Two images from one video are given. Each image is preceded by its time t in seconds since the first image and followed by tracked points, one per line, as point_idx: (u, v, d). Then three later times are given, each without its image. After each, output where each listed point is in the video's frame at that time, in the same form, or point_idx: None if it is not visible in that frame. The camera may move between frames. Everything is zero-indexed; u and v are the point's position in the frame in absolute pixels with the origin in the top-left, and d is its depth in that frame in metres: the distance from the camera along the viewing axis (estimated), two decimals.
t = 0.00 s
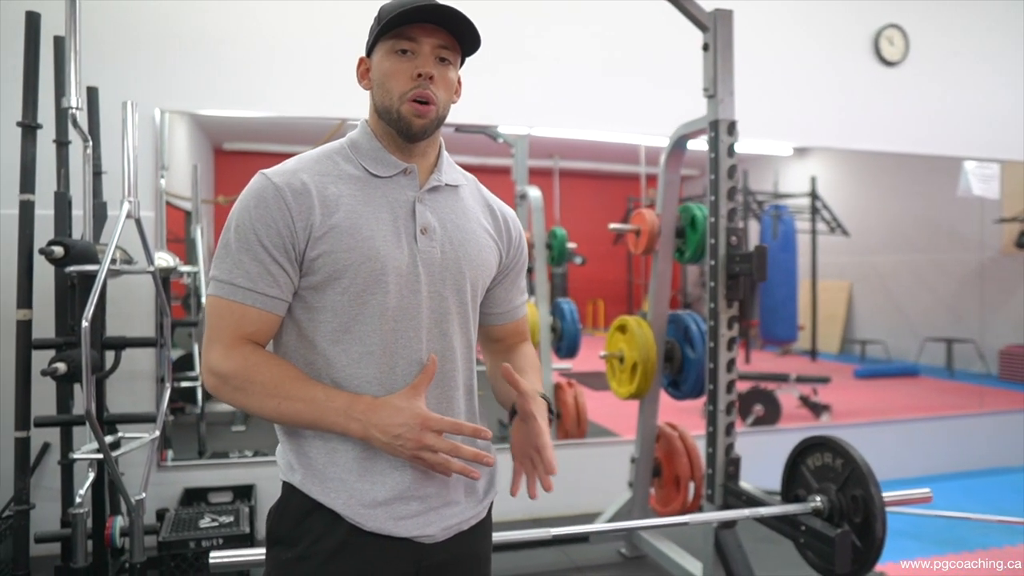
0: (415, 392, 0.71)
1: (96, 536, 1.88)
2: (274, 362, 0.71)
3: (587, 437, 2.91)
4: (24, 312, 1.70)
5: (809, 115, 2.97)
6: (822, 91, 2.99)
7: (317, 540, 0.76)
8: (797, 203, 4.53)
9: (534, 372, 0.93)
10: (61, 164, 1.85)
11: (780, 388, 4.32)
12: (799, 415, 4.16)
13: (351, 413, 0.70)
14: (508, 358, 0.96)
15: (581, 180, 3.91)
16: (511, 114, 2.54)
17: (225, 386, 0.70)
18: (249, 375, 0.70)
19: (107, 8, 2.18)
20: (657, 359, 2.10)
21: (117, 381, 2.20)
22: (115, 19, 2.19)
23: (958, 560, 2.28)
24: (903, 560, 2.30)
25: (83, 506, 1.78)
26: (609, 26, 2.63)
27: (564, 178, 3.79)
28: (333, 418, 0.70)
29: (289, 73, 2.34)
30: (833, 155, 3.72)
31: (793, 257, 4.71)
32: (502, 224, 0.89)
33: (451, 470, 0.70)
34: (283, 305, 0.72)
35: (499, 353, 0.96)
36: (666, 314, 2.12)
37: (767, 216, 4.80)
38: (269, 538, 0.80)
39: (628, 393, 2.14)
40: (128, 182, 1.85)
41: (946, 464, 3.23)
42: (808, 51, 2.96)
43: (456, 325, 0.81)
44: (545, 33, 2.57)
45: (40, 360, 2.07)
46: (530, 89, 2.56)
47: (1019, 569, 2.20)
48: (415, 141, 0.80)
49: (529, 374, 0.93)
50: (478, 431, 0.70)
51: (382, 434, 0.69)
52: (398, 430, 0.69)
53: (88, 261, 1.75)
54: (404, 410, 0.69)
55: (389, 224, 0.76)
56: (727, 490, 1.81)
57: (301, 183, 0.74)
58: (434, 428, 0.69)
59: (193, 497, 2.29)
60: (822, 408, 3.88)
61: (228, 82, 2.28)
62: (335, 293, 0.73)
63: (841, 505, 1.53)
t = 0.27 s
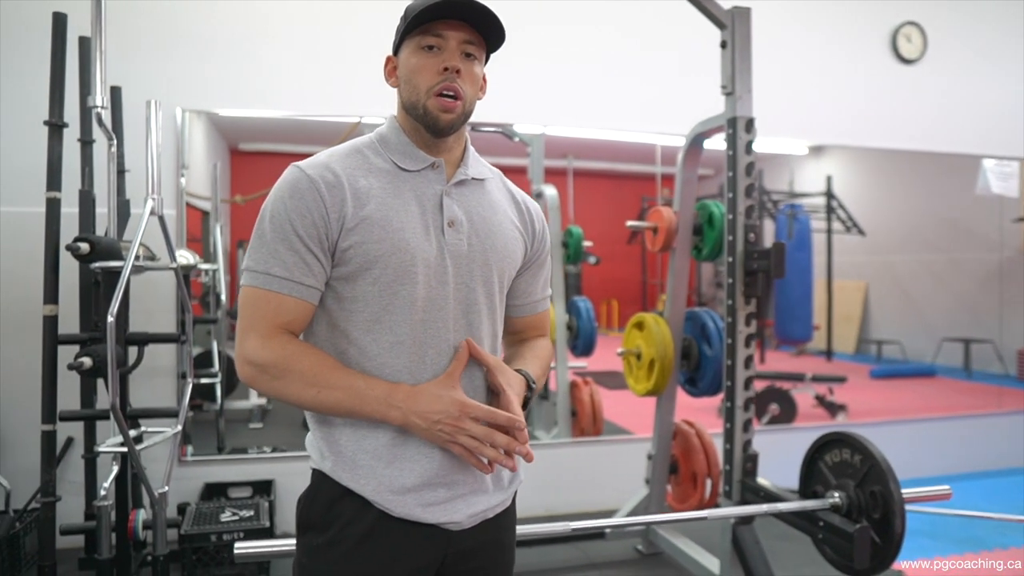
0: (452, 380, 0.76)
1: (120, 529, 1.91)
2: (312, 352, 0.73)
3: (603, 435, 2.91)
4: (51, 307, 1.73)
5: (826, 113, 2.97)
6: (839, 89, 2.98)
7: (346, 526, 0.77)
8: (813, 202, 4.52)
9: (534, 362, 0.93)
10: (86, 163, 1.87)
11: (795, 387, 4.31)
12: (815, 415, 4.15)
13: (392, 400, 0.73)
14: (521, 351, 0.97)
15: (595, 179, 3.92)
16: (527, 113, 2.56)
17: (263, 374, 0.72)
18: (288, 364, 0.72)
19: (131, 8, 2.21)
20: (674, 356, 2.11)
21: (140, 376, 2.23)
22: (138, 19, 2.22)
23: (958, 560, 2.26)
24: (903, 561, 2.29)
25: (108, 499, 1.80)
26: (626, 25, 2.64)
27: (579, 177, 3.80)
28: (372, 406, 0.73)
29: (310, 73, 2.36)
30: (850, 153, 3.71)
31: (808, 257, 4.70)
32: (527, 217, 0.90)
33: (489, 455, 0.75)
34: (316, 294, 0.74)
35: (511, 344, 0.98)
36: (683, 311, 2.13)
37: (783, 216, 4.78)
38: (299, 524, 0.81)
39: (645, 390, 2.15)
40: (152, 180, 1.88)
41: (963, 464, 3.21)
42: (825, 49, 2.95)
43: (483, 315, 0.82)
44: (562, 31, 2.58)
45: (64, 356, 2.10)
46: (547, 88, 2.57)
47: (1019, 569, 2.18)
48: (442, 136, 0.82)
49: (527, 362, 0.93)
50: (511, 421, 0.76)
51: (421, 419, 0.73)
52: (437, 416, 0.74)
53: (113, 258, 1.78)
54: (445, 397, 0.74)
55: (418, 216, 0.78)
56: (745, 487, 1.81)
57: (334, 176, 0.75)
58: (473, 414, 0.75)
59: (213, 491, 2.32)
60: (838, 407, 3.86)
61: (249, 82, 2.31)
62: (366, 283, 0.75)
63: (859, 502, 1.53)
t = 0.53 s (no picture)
0: (468, 371, 0.77)
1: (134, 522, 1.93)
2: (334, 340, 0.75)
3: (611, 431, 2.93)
4: (67, 303, 1.75)
5: (834, 111, 2.97)
6: (847, 87, 2.99)
7: (367, 511, 0.79)
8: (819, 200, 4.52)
9: (555, 351, 0.94)
10: (101, 160, 1.89)
11: (802, 385, 4.32)
12: (822, 412, 4.15)
13: (410, 389, 0.74)
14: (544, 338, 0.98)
15: (602, 178, 3.93)
16: (536, 110, 2.57)
17: (283, 360, 0.74)
18: (309, 351, 0.73)
19: (145, 7, 2.23)
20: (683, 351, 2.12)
21: (153, 372, 2.26)
22: (151, 19, 2.24)
23: (958, 560, 2.24)
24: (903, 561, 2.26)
25: (123, 492, 1.82)
26: (634, 23, 2.65)
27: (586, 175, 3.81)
28: (390, 393, 0.75)
29: (321, 71, 2.38)
30: (857, 151, 3.71)
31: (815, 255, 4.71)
32: (545, 208, 0.92)
33: (501, 447, 0.77)
34: (336, 282, 0.76)
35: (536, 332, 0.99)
36: (692, 307, 2.14)
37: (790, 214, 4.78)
38: (321, 509, 0.83)
39: (654, 385, 2.16)
40: (167, 177, 1.90)
41: (971, 461, 3.22)
42: (833, 46, 2.96)
43: (501, 304, 0.83)
44: (570, 29, 2.59)
45: (79, 351, 2.12)
46: (556, 86, 2.59)
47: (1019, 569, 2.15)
48: (462, 130, 0.83)
49: (547, 351, 0.94)
50: (524, 416, 0.77)
51: (438, 408, 0.75)
52: (454, 405, 0.75)
53: (128, 254, 1.80)
54: (462, 388, 0.75)
55: (438, 206, 0.79)
56: (754, 481, 1.83)
57: (356, 167, 0.77)
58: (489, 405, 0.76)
59: (225, 486, 2.34)
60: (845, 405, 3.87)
61: (260, 80, 2.33)
62: (387, 272, 0.76)
63: (868, 494, 1.54)
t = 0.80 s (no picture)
0: (459, 356, 0.77)
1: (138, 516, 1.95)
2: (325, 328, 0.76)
3: (612, 427, 2.94)
4: (72, 298, 1.76)
5: (834, 108, 2.98)
6: (847, 84, 3.00)
7: (369, 498, 0.80)
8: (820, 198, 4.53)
9: (558, 343, 0.96)
10: (105, 156, 1.91)
11: (804, 383, 4.33)
12: (824, 410, 4.16)
13: (398, 374, 0.75)
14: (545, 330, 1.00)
15: (604, 177, 3.94)
16: (537, 108, 2.58)
17: (277, 349, 0.75)
18: (302, 340, 0.74)
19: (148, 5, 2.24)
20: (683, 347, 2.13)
21: (157, 368, 2.27)
22: (154, 16, 2.25)
23: (958, 559, 2.21)
24: (902, 560, 2.23)
25: (127, 486, 1.83)
26: (634, 21, 2.66)
27: (588, 174, 3.82)
28: (381, 380, 0.75)
29: (323, 68, 2.39)
30: (858, 148, 3.72)
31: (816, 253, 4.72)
32: (548, 200, 0.92)
33: (491, 432, 0.77)
34: (336, 275, 0.77)
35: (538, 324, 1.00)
36: (693, 303, 2.15)
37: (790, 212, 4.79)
38: (325, 497, 0.84)
39: (654, 380, 2.16)
40: (170, 173, 1.91)
41: (971, 458, 3.22)
42: (833, 44, 2.96)
43: (505, 296, 0.84)
44: (572, 27, 2.60)
45: (83, 348, 2.14)
46: (557, 83, 2.60)
47: (1019, 569, 2.13)
48: (461, 123, 0.84)
49: (550, 343, 0.95)
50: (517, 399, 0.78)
51: (429, 394, 0.75)
52: (445, 391, 0.75)
53: (132, 249, 1.81)
54: (452, 373, 0.75)
55: (442, 200, 0.80)
56: (754, 475, 1.84)
57: (359, 162, 0.78)
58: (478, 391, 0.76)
59: (228, 481, 2.36)
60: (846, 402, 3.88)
61: (262, 78, 2.34)
62: (391, 266, 0.78)
63: (867, 488, 1.55)
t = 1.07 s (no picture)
0: (368, 309, 0.68)
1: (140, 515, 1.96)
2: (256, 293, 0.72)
3: (612, 427, 2.95)
4: (74, 298, 1.78)
5: (833, 108, 2.99)
6: (846, 84, 3.00)
7: (366, 494, 0.81)
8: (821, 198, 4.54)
9: (568, 336, 0.98)
10: (107, 157, 1.92)
11: (804, 383, 4.34)
12: (824, 410, 4.16)
13: (314, 338, 0.68)
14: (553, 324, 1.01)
15: (605, 177, 3.95)
16: (537, 109, 2.59)
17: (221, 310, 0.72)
18: (233, 311, 0.71)
19: (149, 7, 2.26)
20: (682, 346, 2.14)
21: (158, 368, 2.29)
22: (156, 18, 2.27)
23: (958, 559, 2.21)
24: (903, 560, 2.23)
25: (129, 485, 1.85)
26: (633, 21, 2.67)
27: (588, 174, 3.84)
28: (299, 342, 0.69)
29: (324, 69, 2.40)
30: (857, 148, 3.73)
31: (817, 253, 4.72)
32: (546, 198, 0.93)
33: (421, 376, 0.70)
34: (309, 263, 0.78)
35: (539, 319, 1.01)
36: (691, 303, 2.16)
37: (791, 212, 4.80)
38: (323, 492, 0.86)
39: (653, 379, 2.17)
40: (171, 174, 1.93)
41: (971, 457, 3.23)
42: (832, 44, 2.97)
43: (501, 294, 0.84)
44: (571, 28, 2.61)
45: (84, 347, 2.15)
46: (557, 83, 2.61)
47: (1020, 569, 2.12)
48: (449, 123, 0.85)
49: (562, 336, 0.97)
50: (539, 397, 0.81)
51: (345, 357, 0.67)
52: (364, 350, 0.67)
53: (134, 249, 1.83)
54: (369, 332, 0.67)
55: (435, 198, 0.81)
56: (752, 473, 1.85)
57: (350, 162, 0.80)
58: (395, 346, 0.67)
59: (230, 481, 2.37)
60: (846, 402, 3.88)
61: (263, 79, 2.35)
62: (383, 263, 0.79)
63: (863, 486, 1.56)
